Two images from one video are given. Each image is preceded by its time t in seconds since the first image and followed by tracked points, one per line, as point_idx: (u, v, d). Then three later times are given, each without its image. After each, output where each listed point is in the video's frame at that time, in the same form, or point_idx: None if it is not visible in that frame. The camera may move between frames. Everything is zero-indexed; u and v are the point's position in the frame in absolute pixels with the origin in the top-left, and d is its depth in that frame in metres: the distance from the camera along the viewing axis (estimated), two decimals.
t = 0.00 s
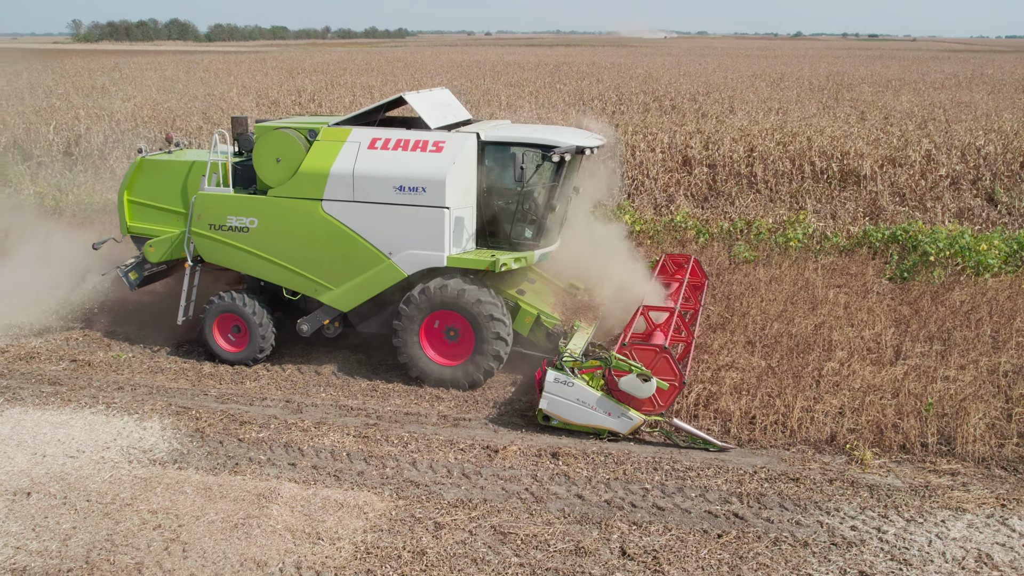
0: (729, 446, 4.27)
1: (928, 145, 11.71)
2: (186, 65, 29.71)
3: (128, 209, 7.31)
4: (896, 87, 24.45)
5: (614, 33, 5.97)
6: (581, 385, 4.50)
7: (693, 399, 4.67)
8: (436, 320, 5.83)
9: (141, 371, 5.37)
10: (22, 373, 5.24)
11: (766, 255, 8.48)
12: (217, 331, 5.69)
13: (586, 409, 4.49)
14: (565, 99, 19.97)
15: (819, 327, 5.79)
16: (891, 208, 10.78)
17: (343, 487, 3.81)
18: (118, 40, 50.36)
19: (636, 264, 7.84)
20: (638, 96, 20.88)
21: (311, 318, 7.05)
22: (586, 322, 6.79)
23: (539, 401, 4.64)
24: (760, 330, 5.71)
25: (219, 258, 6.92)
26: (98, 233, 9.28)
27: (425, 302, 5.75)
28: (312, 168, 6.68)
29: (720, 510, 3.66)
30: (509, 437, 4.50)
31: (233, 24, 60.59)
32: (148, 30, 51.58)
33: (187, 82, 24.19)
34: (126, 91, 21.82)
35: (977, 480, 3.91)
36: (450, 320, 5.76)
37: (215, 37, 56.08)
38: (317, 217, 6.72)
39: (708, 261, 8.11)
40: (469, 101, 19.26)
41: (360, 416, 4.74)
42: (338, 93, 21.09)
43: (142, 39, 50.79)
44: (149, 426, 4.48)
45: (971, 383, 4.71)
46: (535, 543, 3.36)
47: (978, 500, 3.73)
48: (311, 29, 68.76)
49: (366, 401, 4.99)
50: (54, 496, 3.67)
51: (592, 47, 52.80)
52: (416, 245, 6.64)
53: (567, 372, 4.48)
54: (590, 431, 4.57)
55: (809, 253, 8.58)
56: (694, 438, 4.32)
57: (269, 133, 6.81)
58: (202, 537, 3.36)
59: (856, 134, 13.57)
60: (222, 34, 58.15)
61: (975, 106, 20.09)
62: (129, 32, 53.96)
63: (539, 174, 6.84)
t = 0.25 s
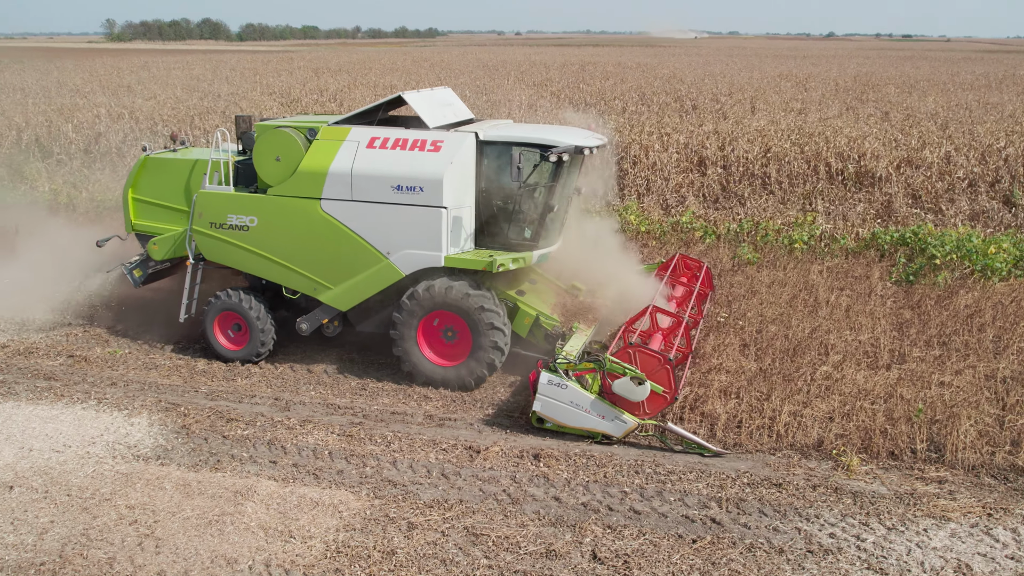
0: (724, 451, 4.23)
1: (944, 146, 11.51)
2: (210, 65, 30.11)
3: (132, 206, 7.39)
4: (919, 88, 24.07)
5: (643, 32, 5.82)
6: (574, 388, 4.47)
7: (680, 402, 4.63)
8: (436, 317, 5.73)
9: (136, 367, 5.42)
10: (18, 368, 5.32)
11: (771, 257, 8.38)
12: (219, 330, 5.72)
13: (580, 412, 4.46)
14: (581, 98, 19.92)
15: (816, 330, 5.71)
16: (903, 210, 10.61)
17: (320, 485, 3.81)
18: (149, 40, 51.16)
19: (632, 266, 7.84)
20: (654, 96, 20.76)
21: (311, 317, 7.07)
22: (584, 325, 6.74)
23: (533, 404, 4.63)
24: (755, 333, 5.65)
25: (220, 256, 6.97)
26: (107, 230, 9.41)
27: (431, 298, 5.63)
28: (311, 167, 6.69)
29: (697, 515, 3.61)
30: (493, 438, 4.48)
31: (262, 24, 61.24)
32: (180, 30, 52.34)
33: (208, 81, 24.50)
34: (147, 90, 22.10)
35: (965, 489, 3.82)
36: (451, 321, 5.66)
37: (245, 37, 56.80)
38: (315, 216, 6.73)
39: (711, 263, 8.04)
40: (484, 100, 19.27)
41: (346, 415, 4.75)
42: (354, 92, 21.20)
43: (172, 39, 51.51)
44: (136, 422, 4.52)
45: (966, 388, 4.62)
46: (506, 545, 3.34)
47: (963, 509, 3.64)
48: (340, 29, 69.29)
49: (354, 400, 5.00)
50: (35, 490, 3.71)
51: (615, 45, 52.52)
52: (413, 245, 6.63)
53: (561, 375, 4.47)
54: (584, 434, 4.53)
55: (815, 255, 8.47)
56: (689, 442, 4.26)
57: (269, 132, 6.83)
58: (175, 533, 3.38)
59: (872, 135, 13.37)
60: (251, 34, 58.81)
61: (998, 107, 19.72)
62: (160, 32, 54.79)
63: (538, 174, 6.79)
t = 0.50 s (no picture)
0: (720, 458, 4.15)
1: (962, 147, 11.29)
2: (239, 64, 30.50)
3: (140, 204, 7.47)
4: (945, 89, 23.65)
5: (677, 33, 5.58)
6: (569, 390, 4.40)
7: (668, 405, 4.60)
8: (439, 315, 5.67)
9: (133, 364, 5.51)
10: (18, 363, 5.41)
11: (778, 259, 8.28)
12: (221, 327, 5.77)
13: (576, 415, 4.40)
14: (598, 97, 19.85)
15: (814, 333, 5.64)
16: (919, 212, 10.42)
17: (300, 483, 3.83)
18: (182, 40, 51.93)
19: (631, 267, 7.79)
20: (671, 96, 20.63)
21: (311, 316, 7.04)
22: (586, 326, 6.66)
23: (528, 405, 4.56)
24: (752, 337, 5.58)
25: (223, 255, 7.01)
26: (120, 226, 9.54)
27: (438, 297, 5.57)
28: (311, 166, 6.69)
29: (675, 519, 3.57)
30: (480, 438, 4.47)
31: (293, 23, 61.89)
32: (214, 29, 53.11)
33: (232, 80, 24.82)
34: (169, 89, 22.39)
35: (953, 497, 3.73)
36: (453, 323, 5.61)
37: (277, 37, 57.48)
38: (315, 214, 6.74)
39: (715, 264, 7.97)
40: (502, 99, 19.26)
41: (335, 413, 4.76)
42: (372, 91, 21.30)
43: (204, 39, 52.28)
44: (127, 418, 4.57)
45: (962, 394, 4.52)
46: (478, 546, 3.32)
47: (950, 518, 3.56)
48: (371, 29, 69.73)
49: (345, 399, 5.01)
50: (20, 483, 3.76)
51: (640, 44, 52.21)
52: (412, 245, 6.61)
53: (555, 375, 4.41)
54: (578, 437, 4.47)
55: (823, 258, 8.35)
56: (688, 448, 4.20)
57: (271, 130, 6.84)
58: (152, 529, 3.40)
59: (890, 136, 13.16)
60: (283, 34, 59.45)
61: None
62: (192, 31, 55.60)
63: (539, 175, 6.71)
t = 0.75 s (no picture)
0: (718, 463, 4.08)
1: (986, 148, 11.02)
2: (267, 63, 30.84)
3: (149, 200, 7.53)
4: (977, 90, 23.12)
5: (715, 34, 5.21)
6: (564, 392, 4.35)
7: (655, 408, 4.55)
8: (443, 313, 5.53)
9: (131, 359, 5.59)
10: (20, 356, 5.51)
11: (787, 262, 8.16)
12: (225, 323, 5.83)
13: (571, 417, 4.35)
14: (619, 96, 19.72)
15: (813, 337, 5.54)
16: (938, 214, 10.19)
17: (278, 479, 3.85)
18: (217, 39, 52.81)
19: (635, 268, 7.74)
20: (693, 96, 20.45)
21: (314, 314, 7.01)
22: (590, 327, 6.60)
23: (524, 407, 4.53)
24: (750, 340, 5.50)
25: (227, 252, 7.03)
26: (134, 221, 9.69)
27: (448, 296, 5.41)
28: (313, 164, 6.68)
29: (649, 523, 3.53)
30: (464, 438, 4.46)
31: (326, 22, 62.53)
32: (255, 28, 53.97)
33: (260, 78, 25.15)
34: (196, 87, 22.73)
35: (938, 507, 3.64)
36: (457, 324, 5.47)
37: (316, 37, 58.14)
38: (317, 211, 6.72)
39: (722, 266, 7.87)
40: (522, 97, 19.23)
41: (323, 410, 4.78)
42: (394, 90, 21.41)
43: (240, 38, 53.06)
44: (118, 411, 4.64)
45: (959, 401, 4.41)
46: (447, 546, 3.31)
47: (933, 528, 3.47)
48: (412, 30, 70.24)
49: (334, 396, 5.04)
50: (5, 474, 3.83)
51: (670, 43, 51.78)
52: (412, 244, 6.53)
53: (551, 377, 4.38)
54: (575, 440, 4.42)
55: (834, 261, 8.21)
56: (684, 453, 4.13)
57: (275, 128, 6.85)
58: (127, 521, 3.44)
59: (913, 137, 12.89)
60: (321, 33, 60.14)
61: None
62: (228, 31, 56.44)
63: (541, 174, 6.62)
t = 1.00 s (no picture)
0: (713, 468, 4.02)
1: (1007, 149, 10.80)
2: (292, 61, 31.14)
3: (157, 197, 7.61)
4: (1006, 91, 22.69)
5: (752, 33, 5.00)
6: (560, 394, 4.31)
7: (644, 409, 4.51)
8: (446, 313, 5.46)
9: (131, 354, 5.67)
10: (22, 350, 5.61)
11: (795, 265, 8.05)
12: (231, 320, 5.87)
13: (567, 420, 4.31)
14: (638, 96, 19.62)
15: (812, 341, 5.45)
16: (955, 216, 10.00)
17: (261, 475, 3.87)
18: (249, 38, 53.51)
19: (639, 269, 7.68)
20: (713, 96, 20.30)
21: (317, 312, 6.99)
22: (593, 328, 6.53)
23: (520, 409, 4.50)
24: (747, 344, 5.43)
25: (231, 250, 7.04)
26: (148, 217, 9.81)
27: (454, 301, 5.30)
28: (314, 163, 6.62)
29: (627, 526, 3.49)
30: (451, 437, 4.46)
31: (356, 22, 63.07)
32: (287, 28, 54.51)
33: (284, 77, 25.39)
34: (220, 85, 23.01)
35: (924, 515, 3.56)
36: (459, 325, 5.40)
37: (346, 36, 58.65)
38: (318, 210, 6.65)
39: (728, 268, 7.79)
40: (540, 96, 19.21)
41: (314, 408, 4.81)
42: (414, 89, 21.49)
43: (272, 38, 53.66)
44: (111, 405, 4.69)
45: (954, 410, 4.32)
46: (421, 545, 3.31)
47: (917, 536, 3.40)
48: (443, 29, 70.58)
49: (326, 394, 5.06)
50: None
51: (699, 43, 51.25)
52: (411, 243, 6.39)
53: (549, 378, 4.34)
54: (571, 442, 4.39)
55: (844, 263, 8.09)
56: (679, 457, 4.07)
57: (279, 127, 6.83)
58: (107, 514, 3.48)
59: (933, 138, 12.67)
60: (355, 33, 60.71)
61: None
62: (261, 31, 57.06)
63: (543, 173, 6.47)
